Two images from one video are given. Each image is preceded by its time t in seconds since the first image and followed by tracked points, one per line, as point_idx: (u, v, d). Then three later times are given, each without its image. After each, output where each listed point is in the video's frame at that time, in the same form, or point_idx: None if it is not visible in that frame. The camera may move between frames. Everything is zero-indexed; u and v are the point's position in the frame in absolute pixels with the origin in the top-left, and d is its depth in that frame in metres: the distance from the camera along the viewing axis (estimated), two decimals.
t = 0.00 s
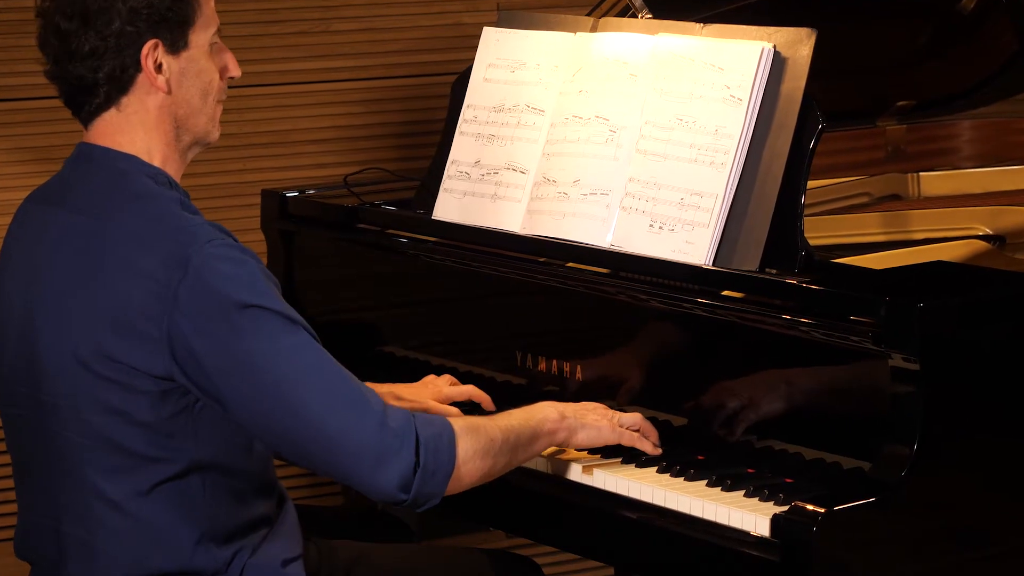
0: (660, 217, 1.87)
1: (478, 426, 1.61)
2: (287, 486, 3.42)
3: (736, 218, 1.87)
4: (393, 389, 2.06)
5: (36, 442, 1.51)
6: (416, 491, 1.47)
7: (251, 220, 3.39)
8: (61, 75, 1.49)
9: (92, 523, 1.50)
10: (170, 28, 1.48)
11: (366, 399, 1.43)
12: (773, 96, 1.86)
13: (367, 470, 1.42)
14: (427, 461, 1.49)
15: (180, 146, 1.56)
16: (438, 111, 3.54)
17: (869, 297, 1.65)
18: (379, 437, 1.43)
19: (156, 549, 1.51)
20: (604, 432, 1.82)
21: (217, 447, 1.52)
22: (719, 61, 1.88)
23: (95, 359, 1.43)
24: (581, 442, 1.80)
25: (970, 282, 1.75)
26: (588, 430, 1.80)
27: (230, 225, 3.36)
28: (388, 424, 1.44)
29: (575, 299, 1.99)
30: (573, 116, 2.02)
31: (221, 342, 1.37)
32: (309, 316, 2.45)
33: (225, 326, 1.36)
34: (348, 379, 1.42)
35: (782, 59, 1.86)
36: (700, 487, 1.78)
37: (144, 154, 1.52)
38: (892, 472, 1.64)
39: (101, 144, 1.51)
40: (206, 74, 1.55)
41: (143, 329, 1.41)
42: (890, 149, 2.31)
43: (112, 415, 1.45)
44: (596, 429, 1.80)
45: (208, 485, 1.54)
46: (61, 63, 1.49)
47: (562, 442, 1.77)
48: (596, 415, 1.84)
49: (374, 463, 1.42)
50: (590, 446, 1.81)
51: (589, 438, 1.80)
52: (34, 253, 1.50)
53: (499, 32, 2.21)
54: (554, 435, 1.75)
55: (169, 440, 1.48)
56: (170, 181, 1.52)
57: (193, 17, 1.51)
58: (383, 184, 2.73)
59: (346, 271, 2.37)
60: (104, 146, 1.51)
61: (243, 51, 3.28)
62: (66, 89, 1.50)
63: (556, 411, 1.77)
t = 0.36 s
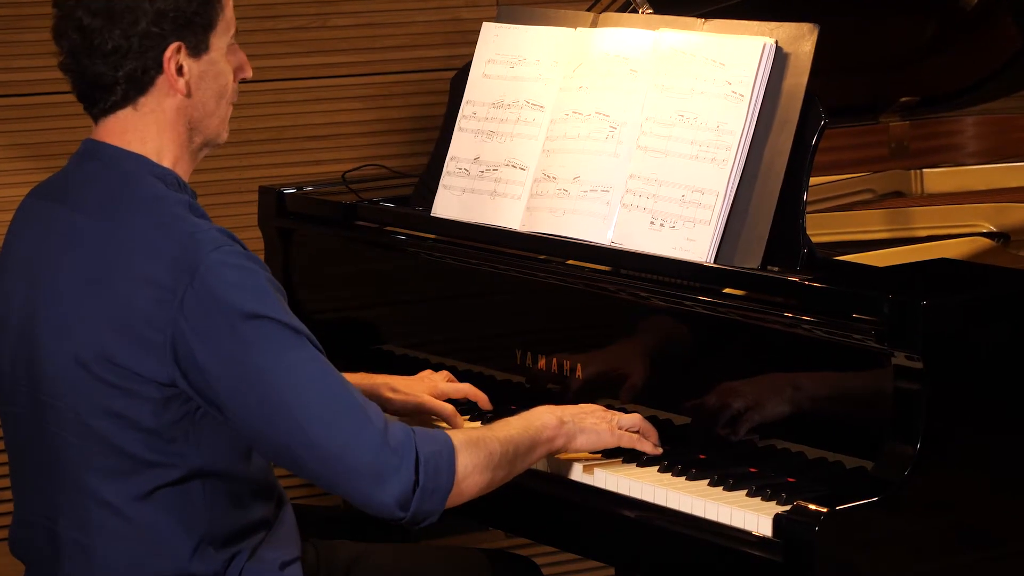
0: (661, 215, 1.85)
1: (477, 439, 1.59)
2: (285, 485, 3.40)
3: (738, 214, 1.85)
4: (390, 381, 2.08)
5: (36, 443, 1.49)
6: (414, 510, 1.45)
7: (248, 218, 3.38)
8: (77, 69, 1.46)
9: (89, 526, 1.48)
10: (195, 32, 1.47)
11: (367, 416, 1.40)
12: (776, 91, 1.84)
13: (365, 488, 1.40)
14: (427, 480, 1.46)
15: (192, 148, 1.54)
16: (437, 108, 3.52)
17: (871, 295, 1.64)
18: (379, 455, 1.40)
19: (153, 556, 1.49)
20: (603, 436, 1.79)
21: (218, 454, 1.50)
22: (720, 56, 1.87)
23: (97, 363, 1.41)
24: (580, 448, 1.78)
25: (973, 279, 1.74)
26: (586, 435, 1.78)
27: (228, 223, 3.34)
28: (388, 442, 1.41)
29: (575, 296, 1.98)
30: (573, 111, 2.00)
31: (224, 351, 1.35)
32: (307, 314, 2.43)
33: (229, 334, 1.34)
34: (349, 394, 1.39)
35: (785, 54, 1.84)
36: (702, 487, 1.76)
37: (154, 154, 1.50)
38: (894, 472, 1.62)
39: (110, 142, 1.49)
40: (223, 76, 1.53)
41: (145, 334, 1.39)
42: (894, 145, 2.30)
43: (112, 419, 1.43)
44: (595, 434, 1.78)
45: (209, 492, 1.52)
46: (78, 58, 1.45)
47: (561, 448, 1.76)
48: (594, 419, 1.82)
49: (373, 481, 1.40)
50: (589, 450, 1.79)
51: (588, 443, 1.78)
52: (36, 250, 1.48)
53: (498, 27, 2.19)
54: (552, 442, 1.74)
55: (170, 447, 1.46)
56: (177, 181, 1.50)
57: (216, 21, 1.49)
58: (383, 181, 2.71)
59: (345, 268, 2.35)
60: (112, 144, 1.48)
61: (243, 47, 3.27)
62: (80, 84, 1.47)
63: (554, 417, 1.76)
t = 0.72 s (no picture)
0: (661, 212, 1.84)
1: (480, 453, 1.57)
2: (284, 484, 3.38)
3: (739, 211, 1.83)
4: (388, 390, 2.05)
5: (39, 443, 1.48)
6: (417, 525, 1.43)
7: (246, 215, 3.37)
8: (97, 65, 1.44)
9: (89, 527, 1.46)
10: (221, 38, 1.45)
11: (372, 428, 1.38)
12: (778, 86, 1.83)
13: (367, 502, 1.38)
14: (430, 496, 1.45)
15: (205, 150, 1.52)
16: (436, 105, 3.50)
17: (873, 292, 1.63)
18: (383, 468, 1.38)
19: (152, 561, 1.47)
20: (602, 442, 1.78)
21: (221, 458, 1.48)
22: (722, 52, 1.85)
23: (103, 365, 1.39)
24: (579, 455, 1.76)
25: (977, 276, 1.72)
26: (585, 442, 1.76)
27: (225, 221, 3.33)
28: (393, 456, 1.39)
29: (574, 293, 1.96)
30: (573, 107, 1.99)
31: (233, 356, 1.33)
32: (305, 311, 2.41)
33: (237, 339, 1.32)
34: (355, 406, 1.37)
35: (787, 50, 1.82)
36: (704, 486, 1.74)
37: (166, 154, 1.48)
38: (897, 471, 1.61)
39: (123, 140, 1.47)
40: (242, 80, 1.51)
41: (152, 336, 1.37)
42: (898, 141, 2.26)
43: (117, 421, 1.41)
44: (594, 441, 1.77)
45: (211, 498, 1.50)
46: (101, 54, 1.43)
47: (562, 456, 1.74)
48: (593, 425, 1.81)
49: (376, 495, 1.37)
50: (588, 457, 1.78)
51: (588, 450, 1.76)
52: (43, 245, 1.46)
53: (498, 22, 2.18)
54: (552, 451, 1.72)
55: (174, 451, 1.44)
56: (189, 180, 1.49)
57: (241, 28, 1.48)
58: (381, 178, 2.70)
59: (343, 265, 2.34)
60: (123, 142, 1.47)
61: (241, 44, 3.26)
62: (98, 80, 1.45)
63: (553, 425, 1.74)
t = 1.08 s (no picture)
0: (663, 208, 1.82)
1: (477, 465, 1.55)
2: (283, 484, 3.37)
3: (740, 208, 1.82)
4: (387, 404, 2.00)
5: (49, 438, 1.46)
6: (413, 539, 1.41)
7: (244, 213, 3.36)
8: (116, 58, 1.42)
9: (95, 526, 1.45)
10: (241, 37, 1.43)
11: (376, 440, 1.37)
12: (780, 82, 1.81)
13: (363, 516, 1.37)
14: (428, 512, 1.43)
15: (225, 147, 1.51)
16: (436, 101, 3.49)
17: (877, 290, 1.60)
18: (382, 482, 1.36)
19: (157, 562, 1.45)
20: (598, 446, 1.77)
21: (232, 461, 1.46)
22: (724, 48, 1.84)
23: (116, 362, 1.38)
24: (575, 461, 1.75)
25: (980, 274, 1.71)
26: (581, 447, 1.75)
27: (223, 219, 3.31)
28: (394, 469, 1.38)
29: (575, 290, 1.95)
30: (573, 103, 1.97)
31: (246, 355, 1.31)
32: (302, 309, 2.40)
33: (251, 340, 1.31)
34: (360, 415, 1.35)
35: (788, 45, 1.81)
36: (705, 485, 1.73)
37: (185, 150, 1.47)
38: (900, 471, 1.59)
39: (141, 133, 1.46)
40: (265, 79, 1.49)
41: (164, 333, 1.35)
42: (900, 137, 2.19)
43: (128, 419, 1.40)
44: (590, 446, 1.76)
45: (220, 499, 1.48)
46: (120, 48, 1.41)
47: (559, 462, 1.73)
48: (588, 430, 1.80)
49: (373, 510, 1.36)
50: (583, 463, 1.76)
51: (583, 455, 1.75)
52: (59, 238, 1.45)
53: (498, 17, 2.16)
54: (548, 458, 1.70)
55: (184, 451, 1.42)
56: (209, 176, 1.48)
57: (264, 27, 1.46)
58: (379, 174, 2.68)
59: (341, 263, 2.32)
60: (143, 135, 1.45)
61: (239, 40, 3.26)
62: (118, 73, 1.44)
63: (550, 430, 1.73)
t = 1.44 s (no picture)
0: (663, 206, 1.81)
1: (480, 460, 1.54)
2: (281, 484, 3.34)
3: (741, 205, 1.80)
4: (395, 386, 2.02)
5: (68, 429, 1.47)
6: (417, 538, 1.40)
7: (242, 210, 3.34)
8: (137, 44, 1.47)
9: (108, 520, 1.44)
10: (252, 21, 1.44)
11: (385, 437, 1.36)
12: (782, 79, 1.80)
13: (366, 514, 1.37)
14: (432, 511, 1.42)
15: (249, 138, 1.52)
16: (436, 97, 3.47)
17: (878, 287, 1.60)
18: (386, 481, 1.35)
19: (170, 558, 1.45)
20: (598, 438, 1.75)
21: (248, 452, 1.46)
22: (726, 44, 1.82)
23: (138, 354, 1.38)
24: (575, 454, 1.73)
25: (983, 272, 1.69)
26: (581, 438, 1.73)
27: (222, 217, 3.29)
28: (399, 468, 1.37)
29: (574, 288, 1.93)
30: (573, 99, 1.96)
31: (269, 347, 1.32)
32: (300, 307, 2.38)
33: (269, 328, 1.31)
34: (370, 411, 1.35)
35: (791, 41, 1.80)
36: (706, 485, 1.71)
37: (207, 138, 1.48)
38: (905, 470, 1.57)
39: (164, 122, 1.48)
40: (286, 69, 1.50)
41: (186, 325, 1.35)
42: (902, 134, 2.21)
43: (149, 411, 1.40)
44: (590, 438, 1.74)
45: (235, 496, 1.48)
46: (140, 32, 1.46)
47: (559, 454, 1.71)
48: (588, 421, 1.77)
49: (376, 509, 1.36)
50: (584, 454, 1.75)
51: (584, 448, 1.73)
52: (83, 227, 1.46)
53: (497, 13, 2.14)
54: (548, 451, 1.69)
55: (203, 444, 1.43)
56: (234, 168, 1.49)
57: (280, 13, 1.46)
58: (378, 171, 2.67)
59: (339, 260, 2.31)
60: (168, 126, 1.47)
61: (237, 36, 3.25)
62: (139, 59, 1.47)
63: (550, 423, 1.71)
